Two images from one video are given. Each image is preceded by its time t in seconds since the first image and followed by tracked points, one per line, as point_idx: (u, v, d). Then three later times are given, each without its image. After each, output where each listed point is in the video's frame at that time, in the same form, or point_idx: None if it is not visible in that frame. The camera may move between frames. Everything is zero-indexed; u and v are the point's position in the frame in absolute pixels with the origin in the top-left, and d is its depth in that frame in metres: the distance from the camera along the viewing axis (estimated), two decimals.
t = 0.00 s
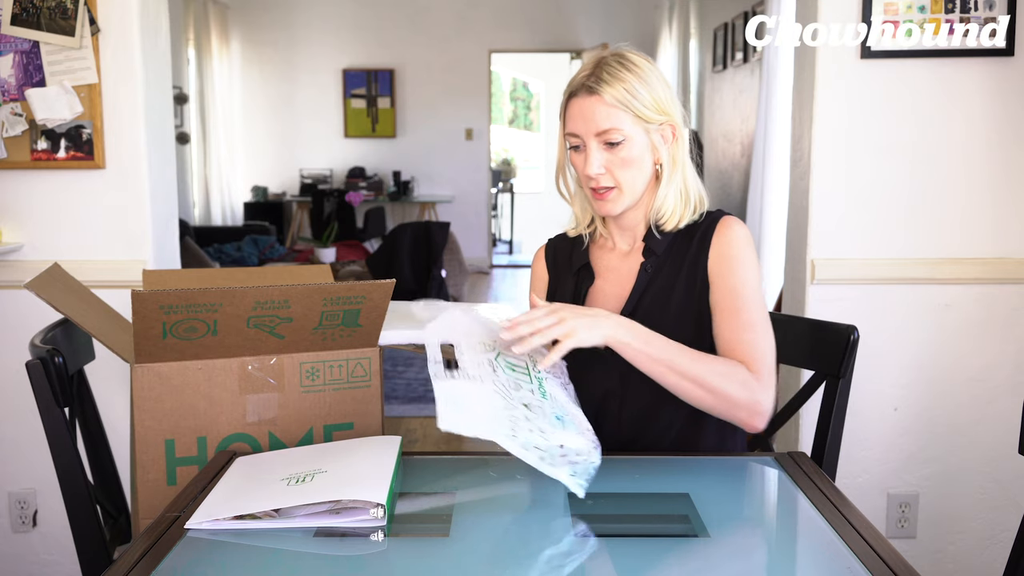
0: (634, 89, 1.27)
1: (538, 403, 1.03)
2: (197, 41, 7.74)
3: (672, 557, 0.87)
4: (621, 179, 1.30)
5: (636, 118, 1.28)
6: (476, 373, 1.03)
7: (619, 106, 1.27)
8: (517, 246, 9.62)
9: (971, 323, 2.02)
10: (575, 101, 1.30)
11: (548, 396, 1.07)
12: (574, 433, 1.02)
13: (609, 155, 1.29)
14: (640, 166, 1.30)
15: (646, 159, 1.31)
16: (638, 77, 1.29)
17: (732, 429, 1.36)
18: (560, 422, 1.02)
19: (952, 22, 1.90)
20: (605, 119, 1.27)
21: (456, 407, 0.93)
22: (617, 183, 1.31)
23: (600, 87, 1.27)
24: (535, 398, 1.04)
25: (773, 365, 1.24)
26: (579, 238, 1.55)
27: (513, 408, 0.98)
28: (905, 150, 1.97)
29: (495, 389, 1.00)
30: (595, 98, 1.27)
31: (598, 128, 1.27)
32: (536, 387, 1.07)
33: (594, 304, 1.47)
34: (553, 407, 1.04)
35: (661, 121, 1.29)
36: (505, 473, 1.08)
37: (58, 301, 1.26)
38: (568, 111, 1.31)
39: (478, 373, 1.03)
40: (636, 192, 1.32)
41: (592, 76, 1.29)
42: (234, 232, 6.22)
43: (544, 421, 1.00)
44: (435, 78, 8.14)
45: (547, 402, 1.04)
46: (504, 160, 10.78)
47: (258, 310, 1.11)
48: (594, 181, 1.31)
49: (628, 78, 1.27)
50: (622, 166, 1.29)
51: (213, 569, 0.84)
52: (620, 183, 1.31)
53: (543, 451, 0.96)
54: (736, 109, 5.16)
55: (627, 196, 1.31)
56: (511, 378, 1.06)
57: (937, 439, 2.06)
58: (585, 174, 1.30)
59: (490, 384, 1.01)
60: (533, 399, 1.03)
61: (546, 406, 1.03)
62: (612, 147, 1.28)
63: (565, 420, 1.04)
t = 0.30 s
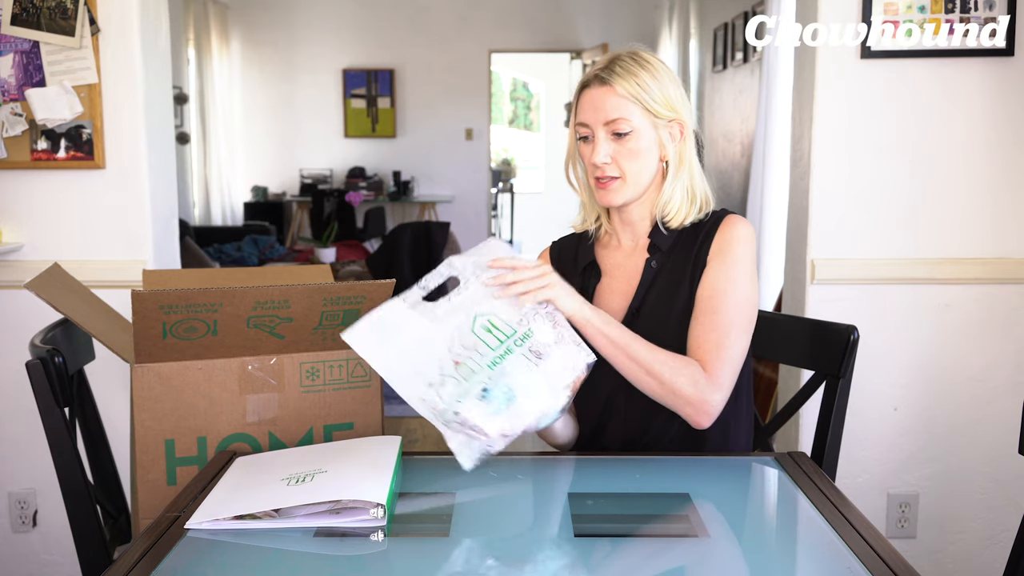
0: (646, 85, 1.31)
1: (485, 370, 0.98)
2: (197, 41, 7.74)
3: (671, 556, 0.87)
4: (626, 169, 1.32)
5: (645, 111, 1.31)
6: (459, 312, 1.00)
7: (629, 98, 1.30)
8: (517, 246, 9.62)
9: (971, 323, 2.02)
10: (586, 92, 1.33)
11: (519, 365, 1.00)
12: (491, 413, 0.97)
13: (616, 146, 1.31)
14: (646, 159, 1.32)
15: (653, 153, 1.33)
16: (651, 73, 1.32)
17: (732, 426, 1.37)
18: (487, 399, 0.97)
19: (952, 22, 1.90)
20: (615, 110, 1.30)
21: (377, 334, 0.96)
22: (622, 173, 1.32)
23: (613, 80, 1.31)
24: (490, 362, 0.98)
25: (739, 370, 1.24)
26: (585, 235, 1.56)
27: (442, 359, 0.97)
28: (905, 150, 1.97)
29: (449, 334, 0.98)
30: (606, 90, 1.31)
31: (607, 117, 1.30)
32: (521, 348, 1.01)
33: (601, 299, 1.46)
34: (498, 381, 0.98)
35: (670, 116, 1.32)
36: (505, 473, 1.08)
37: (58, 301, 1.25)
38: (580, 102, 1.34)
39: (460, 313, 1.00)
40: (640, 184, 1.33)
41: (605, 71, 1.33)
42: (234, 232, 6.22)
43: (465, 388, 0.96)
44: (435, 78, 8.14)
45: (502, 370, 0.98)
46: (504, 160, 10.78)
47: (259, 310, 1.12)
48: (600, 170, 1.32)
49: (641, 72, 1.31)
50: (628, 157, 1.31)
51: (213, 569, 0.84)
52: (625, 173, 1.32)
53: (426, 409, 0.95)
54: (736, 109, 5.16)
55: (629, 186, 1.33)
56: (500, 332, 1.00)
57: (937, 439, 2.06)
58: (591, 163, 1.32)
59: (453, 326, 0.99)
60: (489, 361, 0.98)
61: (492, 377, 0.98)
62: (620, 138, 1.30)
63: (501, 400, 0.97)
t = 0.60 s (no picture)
0: (656, 81, 1.32)
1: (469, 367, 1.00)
2: (197, 41, 7.73)
3: (671, 556, 0.87)
4: (635, 164, 1.31)
5: (655, 108, 1.31)
6: (479, 295, 0.99)
7: (639, 93, 1.31)
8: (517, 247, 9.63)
9: (971, 323, 2.02)
10: (595, 88, 1.33)
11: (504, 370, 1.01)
12: (457, 412, 1.00)
13: (625, 140, 1.30)
14: (655, 155, 1.32)
15: (661, 151, 1.32)
16: (660, 73, 1.33)
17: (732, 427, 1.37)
18: (460, 397, 1.01)
19: (952, 22, 1.90)
20: (625, 104, 1.30)
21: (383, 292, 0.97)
22: (630, 168, 1.31)
23: (623, 75, 1.31)
24: (478, 358, 1.00)
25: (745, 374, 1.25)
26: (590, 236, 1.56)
27: (433, 343, 0.99)
28: (904, 150, 1.97)
29: (452, 316, 0.99)
30: (617, 84, 1.31)
31: (617, 111, 1.30)
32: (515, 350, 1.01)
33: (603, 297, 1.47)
34: (476, 382, 1.01)
35: (678, 115, 1.32)
36: (505, 474, 1.08)
37: (58, 301, 1.25)
38: (589, 98, 1.34)
39: (478, 295, 0.99)
40: (647, 180, 1.33)
41: (615, 68, 1.34)
42: (234, 232, 6.22)
43: (444, 377, 1.00)
44: (435, 78, 8.15)
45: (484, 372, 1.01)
46: (504, 160, 10.78)
47: (258, 310, 1.13)
48: (608, 164, 1.31)
49: (650, 71, 1.32)
50: (637, 151, 1.30)
51: (213, 569, 0.84)
52: (633, 169, 1.31)
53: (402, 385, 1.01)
54: (736, 109, 5.16)
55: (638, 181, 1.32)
56: (504, 330, 1.00)
57: (937, 438, 2.06)
58: (600, 157, 1.31)
59: (463, 309, 0.99)
60: (477, 356, 1.00)
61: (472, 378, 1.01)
62: (629, 132, 1.30)
63: (472, 401, 1.01)
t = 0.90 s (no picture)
0: (658, 76, 1.32)
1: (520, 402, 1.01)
2: (197, 41, 7.73)
3: (671, 557, 0.87)
4: (637, 159, 1.32)
5: (658, 103, 1.31)
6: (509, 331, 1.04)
7: (642, 88, 1.31)
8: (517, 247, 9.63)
9: (971, 323, 2.02)
10: (600, 83, 1.34)
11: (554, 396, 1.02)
12: (522, 449, 0.99)
13: (627, 134, 1.30)
14: (658, 150, 1.32)
15: (664, 146, 1.33)
16: (664, 70, 1.33)
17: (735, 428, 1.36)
18: (519, 433, 1.00)
19: (952, 22, 1.90)
20: (628, 98, 1.30)
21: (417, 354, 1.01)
22: (633, 162, 1.32)
23: (626, 71, 1.32)
24: (528, 392, 1.02)
25: (762, 371, 1.24)
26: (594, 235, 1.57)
27: (482, 392, 1.01)
28: (905, 150, 1.97)
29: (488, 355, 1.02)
30: (620, 79, 1.32)
31: (619, 105, 1.30)
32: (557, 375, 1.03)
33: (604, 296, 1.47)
34: (530, 415, 1.01)
35: (682, 111, 1.33)
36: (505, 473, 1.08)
37: (58, 301, 1.25)
38: (592, 93, 1.35)
39: (509, 331, 1.03)
40: (649, 174, 1.33)
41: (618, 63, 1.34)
42: (234, 232, 6.22)
43: (500, 421, 1.01)
44: (435, 78, 8.14)
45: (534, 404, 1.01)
46: (504, 160, 10.77)
47: (259, 310, 1.11)
48: (611, 157, 1.32)
49: (654, 67, 1.32)
50: (639, 145, 1.31)
51: (213, 569, 0.84)
52: (635, 162, 1.32)
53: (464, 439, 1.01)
54: (736, 109, 5.16)
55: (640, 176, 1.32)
56: (542, 357, 1.04)
57: (937, 438, 2.06)
58: (603, 151, 1.31)
59: (500, 349, 1.03)
60: (525, 393, 1.02)
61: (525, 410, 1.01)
62: (631, 126, 1.30)
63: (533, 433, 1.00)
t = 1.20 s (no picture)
0: (667, 76, 1.33)
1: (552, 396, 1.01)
2: (197, 41, 7.73)
3: (671, 557, 0.87)
4: (648, 157, 1.30)
5: (666, 102, 1.31)
6: (565, 320, 1.03)
7: (651, 87, 1.31)
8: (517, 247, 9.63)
9: (971, 323, 2.02)
10: (606, 83, 1.33)
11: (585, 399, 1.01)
12: (536, 442, 1.00)
13: (637, 132, 1.29)
14: (667, 148, 1.31)
15: (672, 145, 1.32)
16: (668, 69, 1.34)
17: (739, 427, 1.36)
18: (539, 425, 1.01)
19: (952, 22, 1.90)
20: (636, 97, 1.30)
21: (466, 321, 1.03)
22: (643, 161, 1.30)
23: (635, 70, 1.32)
24: (558, 389, 1.02)
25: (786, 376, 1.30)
26: (595, 238, 1.55)
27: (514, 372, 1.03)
28: (905, 150, 1.97)
29: (535, 336, 1.03)
30: (628, 78, 1.32)
31: (629, 104, 1.30)
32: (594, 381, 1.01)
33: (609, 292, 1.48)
34: (556, 412, 1.01)
35: (688, 110, 1.33)
36: (504, 473, 1.08)
37: (58, 302, 1.25)
38: (599, 93, 1.34)
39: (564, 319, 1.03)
40: (659, 173, 1.31)
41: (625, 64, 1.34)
42: (234, 232, 6.22)
43: (523, 407, 1.02)
44: (435, 78, 8.14)
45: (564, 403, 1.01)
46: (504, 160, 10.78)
47: (258, 310, 1.11)
48: (621, 156, 1.30)
49: (659, 66, 1.33)
50: (650, 144, 1.30)
51: (213, 569, 0.84)
52: (646, 161, 1.30)
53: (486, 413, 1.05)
54: (736, 109, 5.15)
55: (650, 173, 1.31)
56: (586, 359, 1.02)
57: (937, 438, 2.06)
58: (613, 150, 1.30)
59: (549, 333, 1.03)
60: (558, 387, 1.02)
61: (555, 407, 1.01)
62: (641, 124, 1.29)
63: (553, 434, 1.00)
